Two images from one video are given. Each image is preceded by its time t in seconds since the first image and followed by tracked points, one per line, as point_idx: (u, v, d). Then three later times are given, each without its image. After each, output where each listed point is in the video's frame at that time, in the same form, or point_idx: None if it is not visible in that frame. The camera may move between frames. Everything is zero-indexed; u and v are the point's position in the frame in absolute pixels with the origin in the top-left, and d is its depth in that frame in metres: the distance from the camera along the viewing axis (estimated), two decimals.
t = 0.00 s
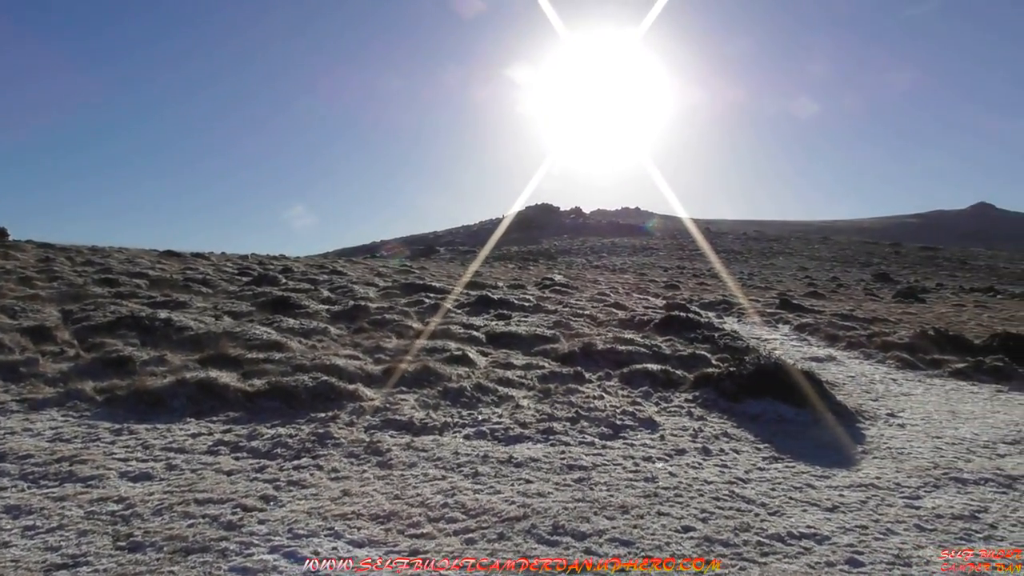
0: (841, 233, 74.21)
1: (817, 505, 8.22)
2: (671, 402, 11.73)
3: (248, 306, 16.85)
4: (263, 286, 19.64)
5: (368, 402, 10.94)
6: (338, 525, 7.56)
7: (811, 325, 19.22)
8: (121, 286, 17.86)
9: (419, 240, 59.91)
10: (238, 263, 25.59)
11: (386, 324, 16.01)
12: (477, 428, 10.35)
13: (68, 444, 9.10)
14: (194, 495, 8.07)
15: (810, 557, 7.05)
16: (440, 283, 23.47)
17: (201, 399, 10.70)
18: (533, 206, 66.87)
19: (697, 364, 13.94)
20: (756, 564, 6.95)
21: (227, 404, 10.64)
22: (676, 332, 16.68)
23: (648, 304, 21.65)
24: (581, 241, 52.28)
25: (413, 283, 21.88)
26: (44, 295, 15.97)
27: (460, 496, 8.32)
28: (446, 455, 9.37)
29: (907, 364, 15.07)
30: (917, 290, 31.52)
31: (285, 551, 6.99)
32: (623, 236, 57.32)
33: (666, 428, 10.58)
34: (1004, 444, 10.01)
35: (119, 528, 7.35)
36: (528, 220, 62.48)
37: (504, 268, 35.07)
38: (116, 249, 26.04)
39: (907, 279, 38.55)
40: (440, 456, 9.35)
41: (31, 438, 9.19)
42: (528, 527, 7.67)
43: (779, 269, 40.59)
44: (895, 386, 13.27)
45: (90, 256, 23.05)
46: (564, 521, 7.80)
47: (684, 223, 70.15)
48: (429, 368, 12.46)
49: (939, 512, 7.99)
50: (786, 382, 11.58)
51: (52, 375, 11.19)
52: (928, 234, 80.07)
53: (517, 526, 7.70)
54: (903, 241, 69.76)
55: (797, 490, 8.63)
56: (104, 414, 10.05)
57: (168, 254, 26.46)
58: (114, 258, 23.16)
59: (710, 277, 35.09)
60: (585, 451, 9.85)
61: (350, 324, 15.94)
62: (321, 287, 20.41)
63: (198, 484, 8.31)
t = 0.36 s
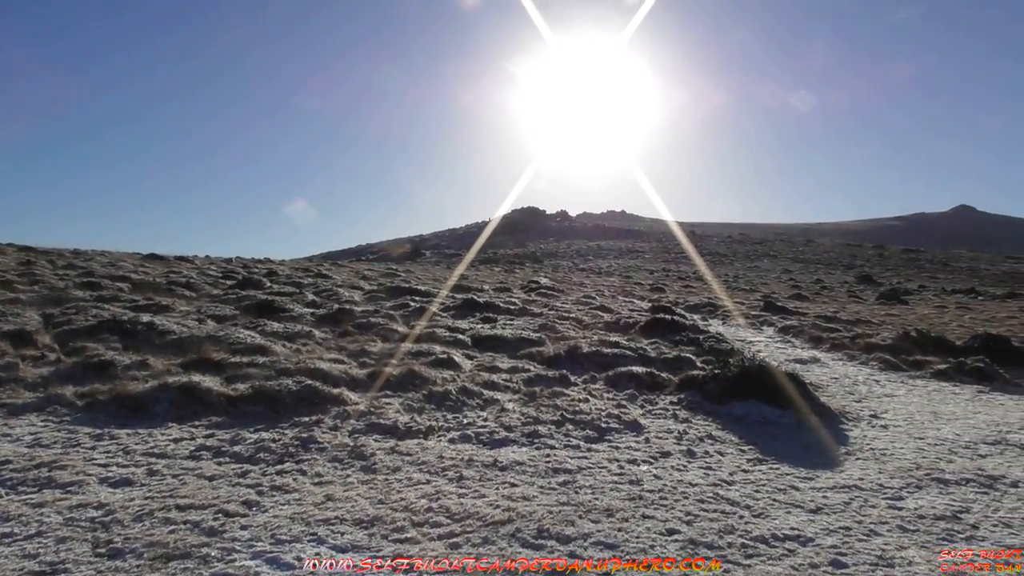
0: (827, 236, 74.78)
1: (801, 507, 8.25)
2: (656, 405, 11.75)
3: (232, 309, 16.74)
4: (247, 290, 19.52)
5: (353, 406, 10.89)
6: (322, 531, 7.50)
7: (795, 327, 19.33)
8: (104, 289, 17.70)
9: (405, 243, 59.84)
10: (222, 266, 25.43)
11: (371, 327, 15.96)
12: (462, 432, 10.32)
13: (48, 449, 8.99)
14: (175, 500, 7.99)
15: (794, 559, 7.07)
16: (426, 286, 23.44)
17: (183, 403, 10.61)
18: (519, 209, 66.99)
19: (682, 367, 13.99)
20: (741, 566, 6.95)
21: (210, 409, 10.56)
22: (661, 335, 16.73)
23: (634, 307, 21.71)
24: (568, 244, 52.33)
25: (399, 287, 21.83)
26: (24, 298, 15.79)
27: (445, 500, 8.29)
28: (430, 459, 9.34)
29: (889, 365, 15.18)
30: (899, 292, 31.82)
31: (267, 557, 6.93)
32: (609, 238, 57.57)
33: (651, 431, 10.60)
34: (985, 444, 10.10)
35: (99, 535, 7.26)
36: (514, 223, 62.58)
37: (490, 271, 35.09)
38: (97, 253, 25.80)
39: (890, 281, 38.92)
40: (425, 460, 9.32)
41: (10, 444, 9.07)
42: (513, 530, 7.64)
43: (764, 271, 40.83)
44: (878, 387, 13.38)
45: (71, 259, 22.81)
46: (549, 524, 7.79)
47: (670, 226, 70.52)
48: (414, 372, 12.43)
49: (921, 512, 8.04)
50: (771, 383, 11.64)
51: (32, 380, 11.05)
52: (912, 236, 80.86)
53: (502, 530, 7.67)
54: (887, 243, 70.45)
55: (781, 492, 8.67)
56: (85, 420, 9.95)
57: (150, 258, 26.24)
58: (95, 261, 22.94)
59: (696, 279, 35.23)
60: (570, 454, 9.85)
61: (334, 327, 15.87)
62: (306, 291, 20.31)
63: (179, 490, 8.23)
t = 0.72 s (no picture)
0: (809, 241, 75.54)
1: (778, 510, 8.30)
2: (636, 408, 11.80)
3: (211, 312, 16.61)
4: (226, 293, 19.38)
5: (331, 410, 10.84)
6: (298, 535, 7.44)
7: (775, 331, 19.49)
8: (80, 292, 17.49)
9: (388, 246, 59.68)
10: (201, 269, 25.22)
11: (351, 331, 15.90)
12: (441, 435, 10.30)
13: (20, 454, 8.85)
14: (150, 505, 7.91)
15: (771, 562, 7.09)
16: (408, 290, 23.39)
17: (159, 407, 10.51)
18: (501, 212, 67.08)
19: (662, 370, 14.06)
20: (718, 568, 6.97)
21: (187, 413, 10.47)
22: (642, 338, 16.80)
23: (615, 311, 21.78)
24: (552, 248, 52.48)
25: (381, 290, 21.77)
26: None
27: (423, 504, 8.26)
28: (410, 463, 9.32)
29: (867, 369, 15.34)
30: (878, 296, 32.21)
31: (242, 563, 6.86)
32: (592, 242, 57.85)
33: (631, 434, 10.63)
34: (959, 447, 10.24)
35: (71, 541, 7.16)
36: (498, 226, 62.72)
37: (472, 275, 35.09)
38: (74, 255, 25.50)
39: (869, 285, 39.36)
40: (404, 464, 9.29)
41: None
42: (492, 534, 7.61)
43: (745, 276, 41.15)
44: (856, 390, 13.51)
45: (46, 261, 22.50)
46: (527, 528, 7.77)
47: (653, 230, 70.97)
48: (394, 375, 12.39)
49: (897, 514, 8.12)
50: (749, 386, 11.71)
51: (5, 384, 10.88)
52: (893, 241, 81.83)
53: (481, 534, 7.64)
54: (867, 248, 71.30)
55: (759, 494, 8.72)
56: (59, 424, 9.81)
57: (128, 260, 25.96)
58: (72, 263, 22.66)
59: (677, 283, 35.43)
60: (550, 457, 9.86)
61: (315, 331, 15.79)
62: (286, 294, 20.20)
63: (154, 494, 8.15)
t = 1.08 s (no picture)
0: (794, 245, 76.08)
1: (758, 513, 8.32)
2: (619, 412, 11.81)
3: (193, 315, 16.51)
4: (209, 295, 19.29)
5: (313, 413, 10.81)
6: (277, 539, 7.40)
7: (759, 335, 19.57)
8: (61, 294, 17.36)
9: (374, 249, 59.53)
10: (185, 272, 25.08)
11: (335, 333, 15.87)
12: (423, 439, 10.28)
13: None
14: (128, 509, 7.85)
15: (751, 565, 7.10)
16: (393, 293, 23.37)
17: (138, 410, 10.44)
18: (487, 214, 67.06)
19: (645, 374, 14.09)
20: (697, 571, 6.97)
21: (167, 416, 10.40)
22: (626, 342, 16.84)
23: (600, 314, 21.83)
24: (539, 251, 52.55)
25: (366, 293, 21.73)
26: None
27: (404, 507, 8.24)
28: (391, 466, 9.30)
29: (849, 373, 15.44)
30: (861, 300, 32.47)
31: (220, 567, 6.81)
32: (578, 246, 57.96)
33: (613, 437, 10.65)
34: (939, 450, 10.32)
35: (46, 545, 7.09)
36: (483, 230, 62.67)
37: (458, 278, 35.09)
38: (55, 257, 25.29)
39: (853, 290, 39.66)
40: (385, 467, 9.27)
41: None
42: (472, 538, 7.58)
43: (731, 280, 41.39)
44: (837, 394, 13.59)
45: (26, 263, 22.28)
46: (508, 532, 7.76)
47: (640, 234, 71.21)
48: (377, 378, 12.36)
49: (876, 518, 8.16)
50: (732, 390, 11.76)
51: None
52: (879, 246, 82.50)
53: (461, 537, 7.61)
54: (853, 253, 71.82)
55: (740, 498, 8.75)
56: (36, 427, 9.72)
57: (111, 262, 25.77)
58: (53, 265, 22.47)
59: (662, 287, 35.54)
60: (532, 460, 9.87)
61: (298, 334, 15.74)
62: (270, 296, 20.13)
63: (133, 498, 8.09)
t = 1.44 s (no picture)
0: (787, 248, 76.42)
1: (749, 516, 8.33)
2: (610, 415, 11.82)
3: (184, 318, 16.48)
4: (201, 299, 19.26)
5: (304, 417, 10.79)
6: (267, 544, 7.37)
7: (750, 338, 19.62)
8: (51, 298, 17.30)
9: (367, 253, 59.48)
10: (176, 275, 25.02)
11: (327, 337, 15.86)
12: (415, 442, 10.28)
13: None
14: (117, 514, 7.82)
15: (741, 568, 7.10)
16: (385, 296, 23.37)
17: (128, 414, 10.41)
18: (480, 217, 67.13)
19: (637, 377, 14.11)
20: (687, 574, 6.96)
21: (157, 420, 10.38)
22: (618, 345, 16.86)
23: (592, 317, 21.86)
24: (532, 255, 52.59)
25: (358, 296, 21.71)
26: None
27: (394, 511, 8.22)
28: (382, 470, 9.29)
29: (840, 376, 15.48)
30: (853, 304, 32.58)
31: (209, 571, 6.78)
32: (571, 249, 58.04)
33: (605, 441, 10.65)
34: (928, 453, 10.35)
35: (34, 550, 7.04)
36: (476, 233, 62.76)
37: (451, 281, 35.10)
38: (45, 260, 25.20)
39: (845, 293, 39.84)
40: (376, 471, 9.26)
41: None
42: (463, 541, 7.56)
43: (723, 283, 41.51)
44: (828, 398, 13.63)
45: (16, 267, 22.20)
46: (499, 535, 7.74)
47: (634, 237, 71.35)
48: (368, 382, 12.35)
49: (865, 521, 8.18)
50: (723, 393, 11.79)
51: None
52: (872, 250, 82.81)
53: (451, 541, 7.59)
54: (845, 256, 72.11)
55: (731, 501, 8.76)
56: (25, 431, 9.67)
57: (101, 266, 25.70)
58: (43, 269, 22.39)
59: (655, 291, 35.58)
60: (523, 464, 9.87)
61: (289, 337, 15.73)
62: (262, 300, 20.11)
63: (122, 502, 8.06)
